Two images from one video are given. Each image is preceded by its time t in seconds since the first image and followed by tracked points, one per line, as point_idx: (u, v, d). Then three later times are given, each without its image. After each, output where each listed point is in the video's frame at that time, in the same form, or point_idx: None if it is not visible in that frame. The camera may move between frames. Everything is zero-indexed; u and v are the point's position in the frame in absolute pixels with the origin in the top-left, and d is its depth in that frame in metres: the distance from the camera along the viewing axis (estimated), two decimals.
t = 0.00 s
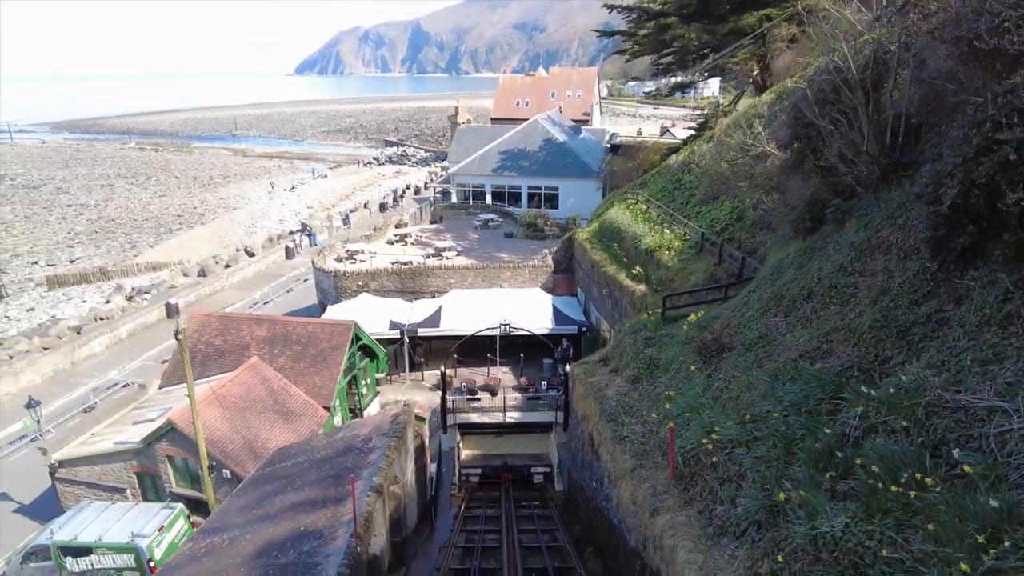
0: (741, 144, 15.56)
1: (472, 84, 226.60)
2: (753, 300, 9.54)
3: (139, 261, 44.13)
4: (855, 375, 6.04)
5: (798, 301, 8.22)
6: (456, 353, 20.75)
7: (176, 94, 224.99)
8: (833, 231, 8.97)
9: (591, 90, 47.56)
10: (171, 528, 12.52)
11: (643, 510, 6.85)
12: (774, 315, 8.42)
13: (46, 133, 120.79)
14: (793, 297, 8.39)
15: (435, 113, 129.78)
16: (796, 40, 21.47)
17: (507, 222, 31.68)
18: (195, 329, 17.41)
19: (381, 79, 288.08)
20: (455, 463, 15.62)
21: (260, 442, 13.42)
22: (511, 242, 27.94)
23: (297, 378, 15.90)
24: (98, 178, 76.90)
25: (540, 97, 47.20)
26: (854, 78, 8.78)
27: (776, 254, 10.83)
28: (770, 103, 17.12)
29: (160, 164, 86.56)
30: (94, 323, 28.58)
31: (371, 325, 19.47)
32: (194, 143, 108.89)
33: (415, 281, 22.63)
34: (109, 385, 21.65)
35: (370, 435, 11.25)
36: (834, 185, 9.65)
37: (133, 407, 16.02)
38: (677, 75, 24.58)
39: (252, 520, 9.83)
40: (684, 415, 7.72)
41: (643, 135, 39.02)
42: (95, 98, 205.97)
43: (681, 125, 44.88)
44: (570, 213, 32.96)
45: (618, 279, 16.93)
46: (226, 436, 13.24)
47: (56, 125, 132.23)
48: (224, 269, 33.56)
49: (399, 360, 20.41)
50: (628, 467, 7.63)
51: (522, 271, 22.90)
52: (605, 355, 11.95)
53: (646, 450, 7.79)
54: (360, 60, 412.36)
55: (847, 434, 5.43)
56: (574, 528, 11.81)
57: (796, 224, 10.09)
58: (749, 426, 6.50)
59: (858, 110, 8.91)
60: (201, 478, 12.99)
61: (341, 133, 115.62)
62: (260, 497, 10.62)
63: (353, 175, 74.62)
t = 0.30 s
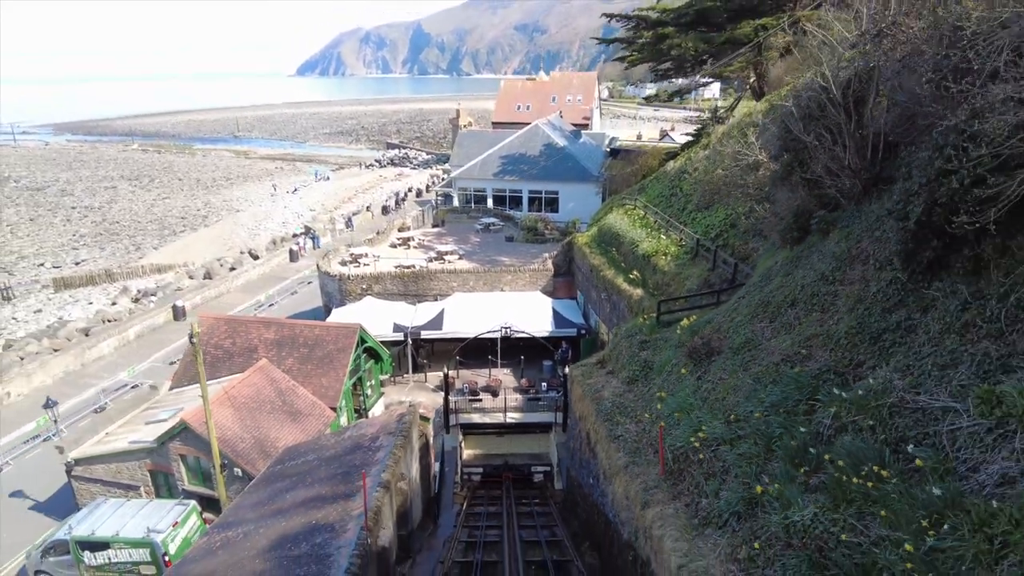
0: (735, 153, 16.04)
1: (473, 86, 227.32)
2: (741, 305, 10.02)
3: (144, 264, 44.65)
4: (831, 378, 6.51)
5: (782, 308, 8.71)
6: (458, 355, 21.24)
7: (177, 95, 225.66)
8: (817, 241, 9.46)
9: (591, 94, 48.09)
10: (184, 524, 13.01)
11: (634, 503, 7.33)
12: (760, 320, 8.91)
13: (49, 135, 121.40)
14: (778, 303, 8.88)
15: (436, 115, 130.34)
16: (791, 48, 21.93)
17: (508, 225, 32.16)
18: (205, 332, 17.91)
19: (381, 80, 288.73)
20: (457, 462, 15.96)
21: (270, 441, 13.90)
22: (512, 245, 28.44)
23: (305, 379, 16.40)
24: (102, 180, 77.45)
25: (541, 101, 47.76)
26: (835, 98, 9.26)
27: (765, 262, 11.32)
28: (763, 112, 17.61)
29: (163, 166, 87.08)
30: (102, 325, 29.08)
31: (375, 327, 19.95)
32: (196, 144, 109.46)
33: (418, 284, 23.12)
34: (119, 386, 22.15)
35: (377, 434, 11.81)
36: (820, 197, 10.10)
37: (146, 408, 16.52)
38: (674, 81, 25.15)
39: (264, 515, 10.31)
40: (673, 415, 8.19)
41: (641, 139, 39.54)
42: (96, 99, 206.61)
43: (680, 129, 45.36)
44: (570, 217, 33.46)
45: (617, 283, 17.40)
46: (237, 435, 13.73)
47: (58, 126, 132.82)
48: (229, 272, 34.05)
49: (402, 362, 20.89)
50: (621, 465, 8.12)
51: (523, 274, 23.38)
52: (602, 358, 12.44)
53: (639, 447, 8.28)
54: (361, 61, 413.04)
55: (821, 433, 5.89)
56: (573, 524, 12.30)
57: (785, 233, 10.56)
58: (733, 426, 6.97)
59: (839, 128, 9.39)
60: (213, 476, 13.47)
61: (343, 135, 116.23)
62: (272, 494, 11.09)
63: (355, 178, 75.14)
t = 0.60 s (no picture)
0: (730, 160, 16.48)
1: (474, 87, 227.86)
2: (733, 309, 10.45)
3: (149, 265, 45.12)
4: (813, 381, 6.93)
5: (770, 313, 9.13)
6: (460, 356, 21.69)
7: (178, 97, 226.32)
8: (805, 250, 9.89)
9: (591, 98, 48.54)
10: (196, 520, 13.44)
11: (629, 498, 7.76)
12: (750, 324, 9.35)
13: (52, 136, 122.00)
14: (767, 309, 9.31)
15: (437, 116, 130.81)
16: (786, 56, 22.32)
17: (509, 228, 32.61)
18: (214, 334, 18.38)
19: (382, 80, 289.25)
20: (460, 462, 16.51)
21: (278, 441, 14.34)
22: (513, 248, 28.88)
23: (311, 380, 16.84)
24: (106, 182, 77.98)
25: (542, 105, 48.28)
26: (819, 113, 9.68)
27: (757, 268, 11.75)
28: (758, 120, 18.02)
29: (166, 167, 87.58)
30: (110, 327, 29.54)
31: (379, 330, 20.41)
32: (199, 146, 109.98)
33: (421, 287, 23.57)
34: (128, 387, 22.62)
35: (383, 434, 12.27)
36: (809, 206, 10.53)
37: (157, 408, 16.97)
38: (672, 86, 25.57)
39: (275, 511, 10.74)
40: (666, 415, 8.62)
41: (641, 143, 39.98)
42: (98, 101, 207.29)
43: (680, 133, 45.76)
44: (570, 220, 33.92)
45: (615, 287, 17.84)
46: (247, 435, 14.17)
47: (61, 128, 133.47)
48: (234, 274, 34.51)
49: (406, 363, 21.34)
50: (617, 462, 8.55)
51: (524, 278, 23.82)
52: (600, 360, 12.87)
53: (634, 446, 8.72)
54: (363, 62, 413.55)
55: (801, 431, 6.30)
56: (571, 520, 12.74)
57: (776, 240, 10.99)
58: (721, 425, 7.39)
59: (823, 141, 9.82)
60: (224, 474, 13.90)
61: (345, 136, 116.78)
62: (282, 491, 11.52)
63: (357, 180, 75.60)
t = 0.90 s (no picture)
0: (723, 169, 16.97)
1: (476, 89, 228.43)
2: (723, 314, 10.94)
3: (155, 268, 45.65)
4: (793, 382, 7.43)
5: (757, 319, 9.63)
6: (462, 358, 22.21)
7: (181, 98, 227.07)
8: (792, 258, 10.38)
9: (592, 102, 49.00)
10: (209, 516, 13.94)
11: (623, 492, 8.24)
12: (738, 328, 9.84)
13: (56, 138, 122.78)
14: (754, 315, 9.80)
15: (439, 118, 131.36)
16: (781, 65, 22.81)
17: (511, 232, 33.11)
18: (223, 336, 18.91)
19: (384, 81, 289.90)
20: (462, 461, 17.04)
21: (288, 440, 14.85)
22: (514, 252, 29.38)
23: (319, 381, 17.35)
24: (110, 184, 78.55)
25: (543, 109, 48.79)
26: (804, 127, 10.11)
27: (748, 275, 12.23)
28: (752, 128, 18.47)
29: (169, 170, 88.18)
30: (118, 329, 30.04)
31: (383, 332, 20.92)
32: (202, 148, 110.55)
33: (424, 290, 24.08)
34: (137, 389, 23.13)
35: (389, 433, 12.79)
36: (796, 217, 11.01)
37: (168, 408, 17.50)
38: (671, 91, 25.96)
39: (286, 506, 11.23)
40: (658, 414, 9.10)
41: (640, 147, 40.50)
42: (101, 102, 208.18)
43: (680, 136, 46.26)
44: (571, 223, 34.42)
45: (613, 290, 18.34)
46: (257, 434, 14.69)
47: (65, 129, 133.97)
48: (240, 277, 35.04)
49: (409, 364, 21.85)
50: (612, 460, 9.04)
51: (525, 281, 24.33)
52: (598, 362, 13.37)
53: (628, 444, 9.21)
54: (364, 62, 413.37)
55: (781, 430, 6.79)
56: (569, 517, 13.20)
57: (766, 248, 11.47)
58: (708, 424, 7.87)
59: (807, 154, 10.27)
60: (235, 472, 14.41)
61: (347, 139, 117.37)
62: (292, 487, 12.01)
63: (359, 182, 76.15)
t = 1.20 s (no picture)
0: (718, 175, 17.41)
1: (476, 90, 228.85)
2: (715, 317, 11.38)
3: (159, 270, 46.15)
4: (777, 384, 7.87)
5: (746, 323, 10.08)
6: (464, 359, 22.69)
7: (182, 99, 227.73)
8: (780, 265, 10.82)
9: (591, 106, 49.48)
10: (218, 513, 14.39)
11: (616, 488, 8.69)
12: (728, 332, 10.29)
13: (59, 139, 123.35)
14: (743, 319, 10.25)
15: (440, 119, 131.88)
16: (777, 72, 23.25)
17: (511, 235, 33.57)
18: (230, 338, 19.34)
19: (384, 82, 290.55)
20: (464, 461, 17.53)
21: (294, 439, 15.30)
22: (514, 255, 29.82)
23: (324, 383, 17.78)
24: (113, 186, 79.08)
25: (543, 113, 49.28)
26: (791, 139, 10.55)
27: (740, 280, 12.67)
28: (747, 135, 18.91)
29: (172, 171, 88.72)
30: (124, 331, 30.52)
31: (386, 334, 21.37)
32: (203, 149, 111.11)
33: (426, 293, 24.52)
34: (145, 390, 23.59)
35: (393, 433, 13.24)
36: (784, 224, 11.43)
37: (177, 409, 17.95)
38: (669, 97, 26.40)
39: (295, 503, 11.66)
40: (651, 414, 9.55)
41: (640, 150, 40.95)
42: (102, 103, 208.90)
43: (679, 140, 46.69)
44: (570, 226, 34.88)
45: (611, 293, 18.80)
46: (265, 433, 15.14)
47: (66, 131, 134.49)
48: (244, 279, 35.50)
49: (412, 366, 22.32)
50: (607, 457, 9.48)
51: (525, 284, 24.78)
52: (595, 364, 13.82)
53: (622, 442, 9.65)
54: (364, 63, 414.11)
55: (764, 429, 7.23)
56: (567, 513, 13.63)
57: (756, 255, 11.90)
58: (697, 423, 8.32)
59: (793, 164, 10.68)
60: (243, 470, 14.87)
61: (348, 140, 117.89)
62: (300, 485, 12.46)
63: (361, 184, 76.62)
